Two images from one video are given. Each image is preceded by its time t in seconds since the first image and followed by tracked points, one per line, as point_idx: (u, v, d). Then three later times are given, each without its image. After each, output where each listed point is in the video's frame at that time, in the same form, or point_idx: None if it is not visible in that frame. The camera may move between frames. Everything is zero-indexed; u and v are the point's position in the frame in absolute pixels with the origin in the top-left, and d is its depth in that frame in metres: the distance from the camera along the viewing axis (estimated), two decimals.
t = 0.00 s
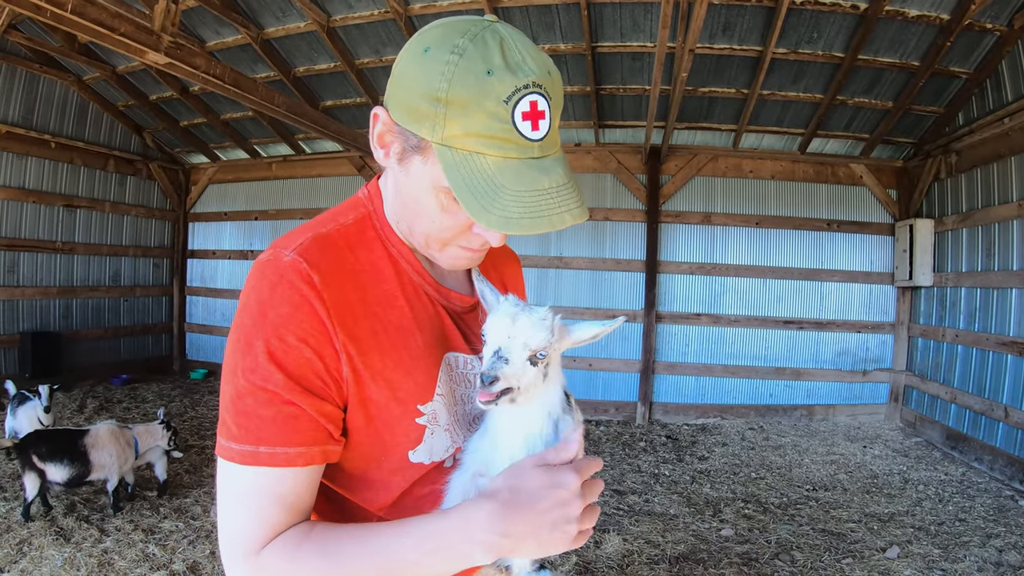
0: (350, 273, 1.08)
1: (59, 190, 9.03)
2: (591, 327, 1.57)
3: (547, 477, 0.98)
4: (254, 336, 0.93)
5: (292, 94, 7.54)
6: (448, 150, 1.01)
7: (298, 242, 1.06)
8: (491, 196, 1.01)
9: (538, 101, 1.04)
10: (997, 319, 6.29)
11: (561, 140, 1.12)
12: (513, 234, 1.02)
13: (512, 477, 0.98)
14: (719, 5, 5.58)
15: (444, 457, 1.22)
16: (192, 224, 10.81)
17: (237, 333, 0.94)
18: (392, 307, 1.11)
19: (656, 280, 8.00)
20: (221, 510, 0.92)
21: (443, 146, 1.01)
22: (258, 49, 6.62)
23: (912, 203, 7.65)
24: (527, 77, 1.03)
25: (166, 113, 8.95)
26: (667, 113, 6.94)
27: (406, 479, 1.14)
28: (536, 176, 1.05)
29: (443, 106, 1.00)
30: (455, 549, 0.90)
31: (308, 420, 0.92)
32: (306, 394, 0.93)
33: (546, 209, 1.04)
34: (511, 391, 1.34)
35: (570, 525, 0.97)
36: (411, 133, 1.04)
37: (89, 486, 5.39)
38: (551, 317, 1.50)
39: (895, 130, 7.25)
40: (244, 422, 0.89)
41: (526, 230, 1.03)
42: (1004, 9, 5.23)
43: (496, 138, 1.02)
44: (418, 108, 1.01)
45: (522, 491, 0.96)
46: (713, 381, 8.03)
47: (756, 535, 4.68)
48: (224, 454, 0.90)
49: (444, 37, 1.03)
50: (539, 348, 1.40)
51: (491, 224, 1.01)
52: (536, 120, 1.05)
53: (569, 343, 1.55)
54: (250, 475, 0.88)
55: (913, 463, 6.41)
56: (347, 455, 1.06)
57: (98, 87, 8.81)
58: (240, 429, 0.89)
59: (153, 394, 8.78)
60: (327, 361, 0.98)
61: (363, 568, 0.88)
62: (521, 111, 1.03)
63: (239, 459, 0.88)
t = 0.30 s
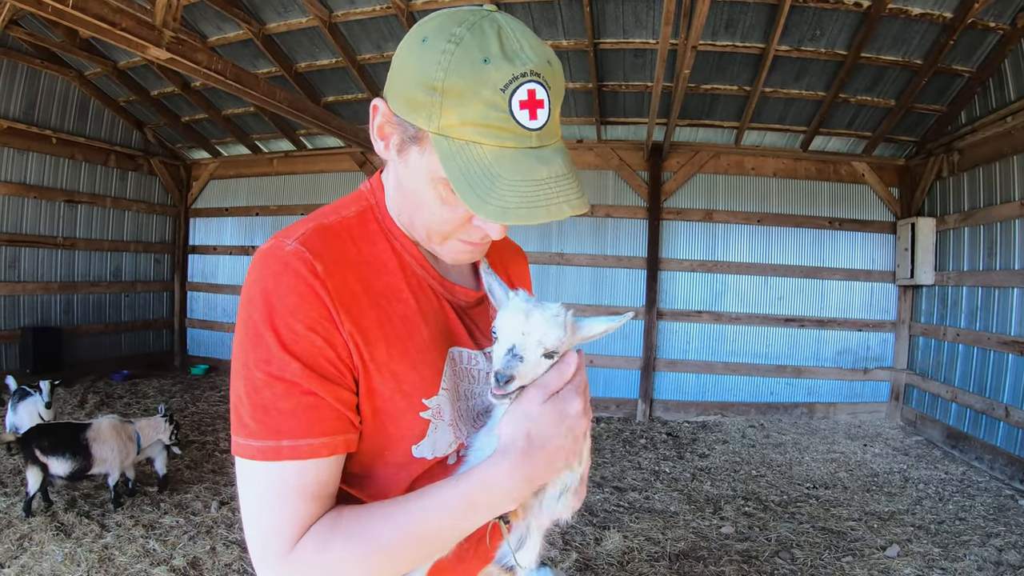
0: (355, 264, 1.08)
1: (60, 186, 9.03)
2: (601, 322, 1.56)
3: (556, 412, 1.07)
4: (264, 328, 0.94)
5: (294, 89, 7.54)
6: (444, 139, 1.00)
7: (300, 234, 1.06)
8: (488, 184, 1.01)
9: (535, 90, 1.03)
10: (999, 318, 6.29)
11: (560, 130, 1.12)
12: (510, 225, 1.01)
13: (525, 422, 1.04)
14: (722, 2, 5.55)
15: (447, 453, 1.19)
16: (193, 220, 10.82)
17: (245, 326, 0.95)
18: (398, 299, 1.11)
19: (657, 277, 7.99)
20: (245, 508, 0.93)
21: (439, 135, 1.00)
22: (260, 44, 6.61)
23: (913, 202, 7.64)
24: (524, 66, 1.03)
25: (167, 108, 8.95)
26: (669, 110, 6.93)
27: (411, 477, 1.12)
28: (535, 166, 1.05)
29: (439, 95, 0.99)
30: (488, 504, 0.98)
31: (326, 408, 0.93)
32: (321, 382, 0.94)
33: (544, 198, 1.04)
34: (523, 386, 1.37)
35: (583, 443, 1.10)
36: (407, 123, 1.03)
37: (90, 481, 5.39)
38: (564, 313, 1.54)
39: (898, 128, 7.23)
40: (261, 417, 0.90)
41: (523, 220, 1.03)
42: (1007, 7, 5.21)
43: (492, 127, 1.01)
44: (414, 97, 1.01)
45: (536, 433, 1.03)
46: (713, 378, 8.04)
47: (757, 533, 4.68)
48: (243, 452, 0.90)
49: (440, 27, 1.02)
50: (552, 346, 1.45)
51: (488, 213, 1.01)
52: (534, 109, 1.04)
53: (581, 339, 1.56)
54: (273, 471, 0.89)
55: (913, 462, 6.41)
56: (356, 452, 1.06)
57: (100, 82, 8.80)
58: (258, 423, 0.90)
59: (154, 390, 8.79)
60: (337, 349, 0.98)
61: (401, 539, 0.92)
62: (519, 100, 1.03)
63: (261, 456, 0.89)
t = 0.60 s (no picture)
0: (360, 264, 1.07)
1: (61, 183, 9.03)
2: (608, 323, 1.62)
3: (560, 421, 1.10)
4: (269, 330, 0.92)
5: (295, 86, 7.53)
6: (455, 106, 0.99)
7: (305, 233, 1.05)
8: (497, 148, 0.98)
9: (548, 61, 1.04)
10: (1000, 318, 6.28)
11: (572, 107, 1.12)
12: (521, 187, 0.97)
13: (527, 428, 1.07)
14: None
15: (453, 455, 1.21)
16: (194, 217, 10.82)
17: (248, 327, 0.93)
18: (404, 300, 1.11)
19: (658, 275, 7.99)
20: (247, 512, 0.93)
21: (450, 101, 0.99)
22: (261, 41, 6.61)
23: (915, 201, 7.63)
24: (537, 37, 1.04)
25: (168, 105, 8.95)
26: (670, 109, 6.91)
27: (415, 478, 1.13)
28: (547, 134, 1.03)
29: (452, 64, 0.99)
30: (489, 508, 0.99)
31: (332, 412, 0.93)
32: (327, 386, 0.93)
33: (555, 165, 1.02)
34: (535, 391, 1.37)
35: (588, 452, 1.12)
36: (418, 98, 1.03)
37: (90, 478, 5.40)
38: (575, 316, 1.55)
39: (899, 127, 7.23)
40: (266, 421, 0.89)
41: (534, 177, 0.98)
42: (1010, 7, 5.20)
43: (505, 92, 1.00)
44: (426, 68, 1.01)
45: (539, 439, 1.05)
46: (714, 377, 8.04)
47: (756, 532, 4.69)
48: (245, 456, 0.89)
49: (455, 5, 1.04)
50: (563, 350, 1.47)
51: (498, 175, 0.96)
52: (546, 79, 1.05)
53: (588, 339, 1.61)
54: (276, 477, 0.89)
55: (913, 461, 6.41)
56: (362, 454, 1.05)
57: (100, 79, 8.80)
58: (262, 428, 0.89)
59: (154, 386, 8.80)
60: (343, 352, 0.98)
61: (404, 541, 0.93)
62: (532, 68, 1.03)
63: (265, 460, 0.88)
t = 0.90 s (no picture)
0: (362, 264, 1.06)
1: (61, 179, 9.02)
2: (613, 327, 1.66)
3: (567, 430, 1.07)
4: (269, 337, 0.90)
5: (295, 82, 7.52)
6: (478, 50, 0.99)
7: (306, 232, 1.02)
8: (516, 80, 0.96)
9: (574, 29, 1.09)
10: (1000, 317, 6.28)
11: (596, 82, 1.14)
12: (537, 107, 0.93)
13: (531, 436, 1.05)
14: None
15: (453, 460, 1.19)
16: (194, 213, 10.82)
17: (246, 331, 0.91)
18: (406, 302, 1.10)
19: (659, 272, 7.99)
20: (244, 520, 0.92)
21: (474, 48, 0.99)
22: (262, 37, 6.60)
23: (916, 200, 7.63)
24: (566, 8, 1.10)
25: (168, 101, 8.94)
26: (672, 106, 6.90)
27: (414, 484, 1.13)
28: (572, 84, 1.03)
29: (482, 19, 1.02)
30: (490, 514, 1.00)
31: (333, 421, 0.92)
32: (329, 395, 0.92)
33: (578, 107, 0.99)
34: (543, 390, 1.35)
35: (596, 460, 1.10)
36: (441, 57, 1.05)
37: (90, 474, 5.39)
38: (579, 315, 1.58)
39: (901, 126, 7.22)
40: (265, 431, 0.88)
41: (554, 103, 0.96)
42: (1012, 5, 5.18)
43: (530, 42, 1.02)
44: (455, 26, 1.04)
45: (543, 448, 1.04)
46: (714, 375, 8.04)
47: (756, 529, 4.69)
48: (243, 465, 0.88)
49: None
50: (570, 348, 1.47)
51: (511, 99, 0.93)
52: (573, 43, 1.08)
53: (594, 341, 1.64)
54: (277, 487, 0.88)
55: (912, 459, 6.42)
56: (362, 461, 1.05)
57: (101, 75, 8.78)
58: (262, 438, 0.87)
59: (154, 382, 8.81)
60: (344, 359, 0.96)
61: (407, 548, 0.94)
62: (559, 31, 1.07)
63: (264, 470, 0.87)
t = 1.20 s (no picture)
0: (363, 274, 1.04)
1: (61, 176, 9.02)
2: (615, 334, 1.68)
3: (569, 442, 1.08)
4: (268, 352, 0.89)
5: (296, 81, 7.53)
6: (485, 47, 0.99)
7: (307, 240, 1.01)
8: (526, 78, 0.97)
9: (585, 20, 1.08)
10: (999, 317, 6.29)
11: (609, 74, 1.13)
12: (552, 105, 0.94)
13: (533, 449, 1.06)
14: None
15: (453, 471, 1.20)
16: (194, 211, 10.82)
17: (244, 345, 0.90)
18: (409, 313, 1.09)
19: (658, 271, 7.99)
20: (240, 537, 0.92)
21: (480, 45, 1.00)
22: (262, 36, 6.61)
23: (915, 200, 7.63)
24: None
25: (169, 99, 8.94)
26: (672, 105, 6.90)
27: (414, 497, 1.14)
28: (585, 79, 1.03)
29: (488, 11, 1.02)
30: (491, 527, 1.01)
31: (333, 438, 0.91)
32: (329, 411, 0.92)
33: (594, 106, 1.00)
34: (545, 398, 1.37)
35: (599, 474, 1.10)
36: (445, 54, 1.05)
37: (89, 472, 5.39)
38: (579, 320, 1.59)
39: (901, 125, 7.22)
40: (263, 449, 0.87)
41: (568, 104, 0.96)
42: (1013, 5, 5.18)
43: (539, 35, 1.01)
44: (461, 23, 1.04)
45: (545, 461, 1.05)
46: (713, 374, 8.04)
47: (755, 529, 4.70)
48: (240, 482, 0.88)
49: None
50: (570, 352, 1.49)
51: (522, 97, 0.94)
52: (586, 37, 1.07)
53: (596, 348, 1.65)
54: (274, 506, 0.88)
55: (911, 459, 6.42)
56: (363, 474, 1.05)
57: (101, 73, 8.79)
58: (259, 456, 0.87)
59: (154, 380, 8.82)
60: (344, 373, 0.95)
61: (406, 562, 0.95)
62: (572, 24, 1.06)
63: (261, 489, 0.87)
